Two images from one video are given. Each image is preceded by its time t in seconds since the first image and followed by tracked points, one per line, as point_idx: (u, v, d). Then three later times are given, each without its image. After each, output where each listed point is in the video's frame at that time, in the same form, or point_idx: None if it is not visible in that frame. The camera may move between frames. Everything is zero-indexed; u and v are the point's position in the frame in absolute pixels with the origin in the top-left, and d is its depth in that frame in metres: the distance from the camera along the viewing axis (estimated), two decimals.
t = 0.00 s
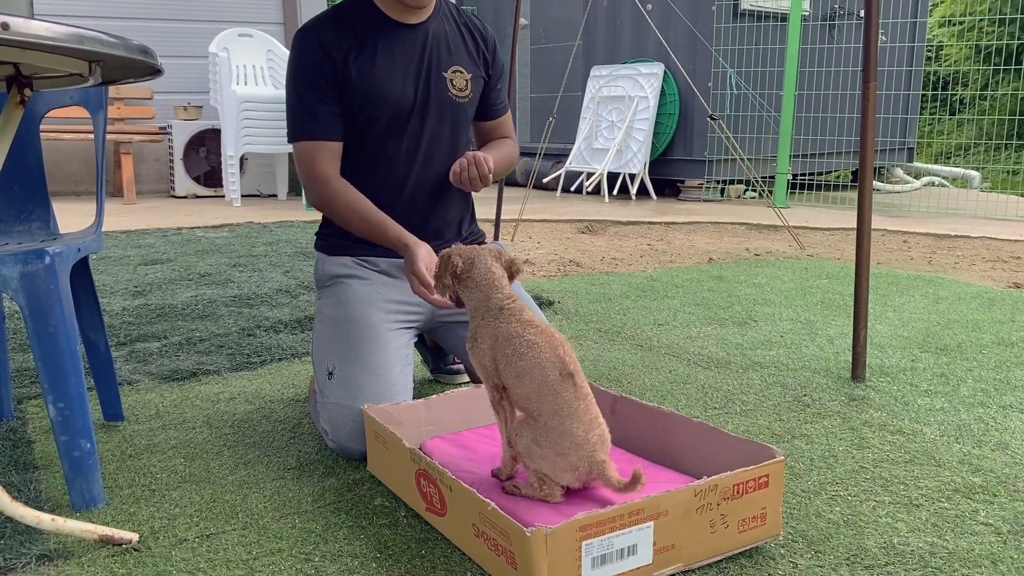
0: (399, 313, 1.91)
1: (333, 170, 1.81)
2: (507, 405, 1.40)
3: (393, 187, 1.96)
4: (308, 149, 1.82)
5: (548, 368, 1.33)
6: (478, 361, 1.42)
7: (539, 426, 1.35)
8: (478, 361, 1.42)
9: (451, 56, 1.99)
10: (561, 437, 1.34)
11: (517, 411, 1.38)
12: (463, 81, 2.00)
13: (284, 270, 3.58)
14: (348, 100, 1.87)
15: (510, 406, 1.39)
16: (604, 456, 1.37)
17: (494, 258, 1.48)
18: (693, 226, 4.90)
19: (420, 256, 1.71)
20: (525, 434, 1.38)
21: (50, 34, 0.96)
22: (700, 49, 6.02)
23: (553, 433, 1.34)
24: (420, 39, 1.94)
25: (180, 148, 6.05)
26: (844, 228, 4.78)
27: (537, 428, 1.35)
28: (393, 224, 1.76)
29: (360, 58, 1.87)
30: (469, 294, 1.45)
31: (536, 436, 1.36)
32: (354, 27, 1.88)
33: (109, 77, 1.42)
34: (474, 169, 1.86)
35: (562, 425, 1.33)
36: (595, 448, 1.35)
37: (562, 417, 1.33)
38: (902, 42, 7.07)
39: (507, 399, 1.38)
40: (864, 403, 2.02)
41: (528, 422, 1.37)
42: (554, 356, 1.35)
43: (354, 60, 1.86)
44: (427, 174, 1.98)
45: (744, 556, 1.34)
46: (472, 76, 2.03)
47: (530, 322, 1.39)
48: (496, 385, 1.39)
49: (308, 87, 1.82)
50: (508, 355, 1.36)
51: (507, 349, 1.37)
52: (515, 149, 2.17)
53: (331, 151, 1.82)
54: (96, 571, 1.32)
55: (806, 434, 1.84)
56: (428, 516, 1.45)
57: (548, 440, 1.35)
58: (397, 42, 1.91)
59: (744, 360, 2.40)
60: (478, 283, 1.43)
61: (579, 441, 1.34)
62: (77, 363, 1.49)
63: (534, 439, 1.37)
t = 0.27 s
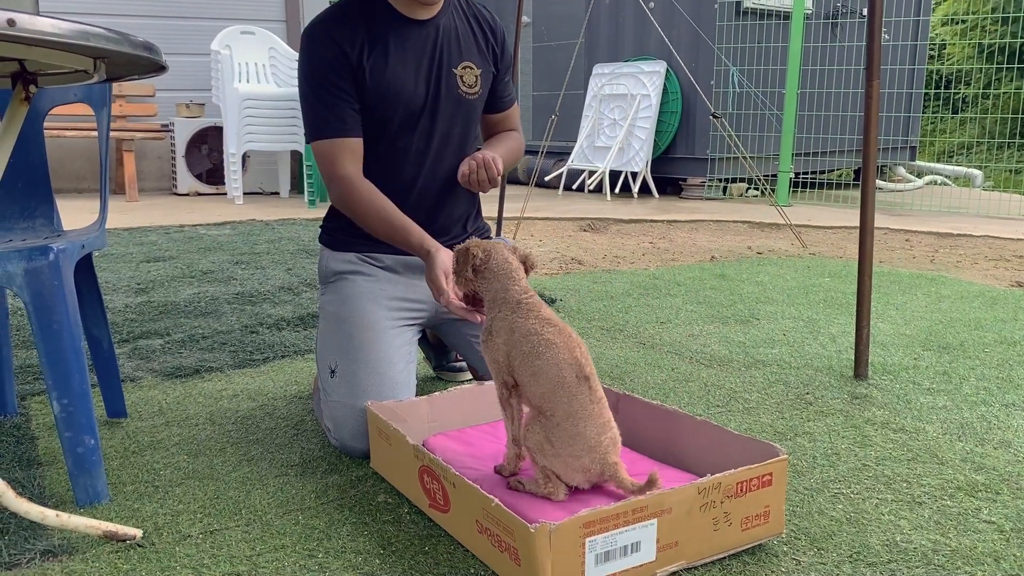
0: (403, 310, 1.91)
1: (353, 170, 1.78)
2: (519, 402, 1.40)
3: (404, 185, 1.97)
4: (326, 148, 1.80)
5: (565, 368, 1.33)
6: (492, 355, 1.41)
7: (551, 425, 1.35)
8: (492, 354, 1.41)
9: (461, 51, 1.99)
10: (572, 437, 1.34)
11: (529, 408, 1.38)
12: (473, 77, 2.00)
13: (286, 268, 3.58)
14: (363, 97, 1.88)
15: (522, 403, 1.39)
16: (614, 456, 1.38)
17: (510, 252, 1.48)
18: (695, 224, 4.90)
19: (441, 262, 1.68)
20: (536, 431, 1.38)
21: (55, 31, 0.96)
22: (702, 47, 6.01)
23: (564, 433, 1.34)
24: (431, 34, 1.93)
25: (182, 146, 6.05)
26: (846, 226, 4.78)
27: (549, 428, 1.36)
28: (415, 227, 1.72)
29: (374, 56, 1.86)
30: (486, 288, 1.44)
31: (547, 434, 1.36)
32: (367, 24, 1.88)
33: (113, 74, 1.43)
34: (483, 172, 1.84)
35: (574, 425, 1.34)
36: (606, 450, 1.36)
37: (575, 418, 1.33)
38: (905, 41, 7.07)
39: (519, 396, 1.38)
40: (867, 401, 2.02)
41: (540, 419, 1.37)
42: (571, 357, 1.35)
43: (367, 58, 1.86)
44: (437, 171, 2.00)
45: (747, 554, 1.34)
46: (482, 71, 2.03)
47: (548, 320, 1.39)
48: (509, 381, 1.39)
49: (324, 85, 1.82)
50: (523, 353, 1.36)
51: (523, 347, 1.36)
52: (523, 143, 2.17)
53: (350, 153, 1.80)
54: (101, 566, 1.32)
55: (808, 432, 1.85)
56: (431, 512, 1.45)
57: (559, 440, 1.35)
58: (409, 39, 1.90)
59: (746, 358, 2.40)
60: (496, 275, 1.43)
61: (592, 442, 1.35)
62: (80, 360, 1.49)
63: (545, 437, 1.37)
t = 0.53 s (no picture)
0: (405, 308, 1.92)
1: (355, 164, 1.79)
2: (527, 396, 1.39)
3: (405, 183, 1.97)
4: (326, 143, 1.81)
5: (577, 367, 1.34)
6: (504, 347, 1.40)
7: (559, 422, 1.35)
8: (505, 346, 1.40)
9: (463, 50, 1.99)
10: (579, 436, 1.35)
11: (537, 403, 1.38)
12: (476, 75, 2.00)
13: (288, 265, 3.58)
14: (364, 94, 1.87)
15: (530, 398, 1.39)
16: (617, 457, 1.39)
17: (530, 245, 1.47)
18: (697, 223, 4.90)
19: (449, 249, 1.63)
20: (543, 428, 1.37)
21: (60, 29, 0.96)
22: (705, 46, 6.00)
23: (572, 431, 1.35)
24: (433, 32, 1.94)
25: (184, 143, 6.06)
26: (848, 225, 4.77)
27: (557, 425, 1.35)
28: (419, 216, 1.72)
29: (376, 53, 1.86)
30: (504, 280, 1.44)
31: (553, 432, 1.36)
32: (369, 21, 1.88)
33: (117, 72, 1.43)
34: (485, 172, 1.84)
35: (582, 425, 1.34)
36: (611, 451, 1.37)
37: (584, 417, 1.34)
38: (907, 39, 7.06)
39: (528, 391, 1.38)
40: (869, 400, 2.02)
41: (547, 416, 1.37)
42: (585, 356, 1.35)
43: (369, 55, 1.86)
44: (439, 170, 2.00)
45: (749, 553, 1.34)
46: (484, 69, 2.03)
47: (563, 316, 1.39)
48: (519, 375, 1.39)
49: (325, 81, 1.81)
50: (537, 348, 1.36)
51: (538, 342, 1.36)
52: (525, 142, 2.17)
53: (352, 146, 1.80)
54: (104, 563, 1.33)
55: (811, 431, 1.85)
56: (434, 510, 1.45)
57: (565, 438, 1.35)
58: (411, 37, 1.91)
59: (748, 357, 2.40)
60: (515, 266, 1.43)
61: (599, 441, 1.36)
62: (84, 358, 1.49)
63: (551, 434, 1.37)
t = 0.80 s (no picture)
0: (405, 306, 1.92)
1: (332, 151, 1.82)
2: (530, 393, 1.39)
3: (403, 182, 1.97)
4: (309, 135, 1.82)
5: (582, 368, 1.34)
6: (509, 343, 1.40)
7: (561, 422, 1.35)
8: (510, 343, 1.40)
9: (460, 48, 1.99)
10: (581, 436, 1.35)
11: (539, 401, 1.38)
12: (473, 73, 2.00)
13: (289, 263, 3.58)
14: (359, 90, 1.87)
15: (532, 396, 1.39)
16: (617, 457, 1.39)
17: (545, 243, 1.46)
18: (698, 221, 4.89)
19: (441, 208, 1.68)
20: (545, 426, 1.37)
21: (59, 25, 0.96)
22: (706, 44, 5.99)
23: (575, 431, 1.35)
24: (430, 30, 1.94)
25: (185, 141, 6.06)
26: (850, 223, 4.76)
27: (559, 424, 1.35)
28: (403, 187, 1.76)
29: (371, 49, 1.87)
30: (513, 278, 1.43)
31: (555, 431, 1.36)
32: (365, 18, 1.88)
33: (117, 69, 1.43)
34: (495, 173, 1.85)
35: (585, 426, 1.34)
36: (612, 451, 1.37)
37: (587, 418, 1.34)
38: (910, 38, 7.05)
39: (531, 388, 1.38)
40: (869, 399, 2.02)
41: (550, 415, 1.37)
42: (589, 358, 1.35)
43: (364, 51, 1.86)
44: (437, 168, 1.99)
45: (748, 551, 1.34)
46: (482, 67, 2.03)
47: (570, 316, 1.38)
48: (523, 373, 1.38)
49: (319, 77, 1.82)
50: (542, 348, 1.35)
51: (542, 343, 1.35)
52: (525, 141, 2.16)
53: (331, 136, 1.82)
54: (104, 560, 1.33)
55: (811, 430, 1.84)
56: (433, 508, 1.45)
57: (566, 438, 1.35)
58: (407, 34, 1.91)
59: (749, 355, 2.40)
60: (526, 266, 1.41)
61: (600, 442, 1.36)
62: (84, 355, 1.49)
63: (553, 433, 1.36)
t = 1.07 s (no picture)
0: (406, 303, 1.91)
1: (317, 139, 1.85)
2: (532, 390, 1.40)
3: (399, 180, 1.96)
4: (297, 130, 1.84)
5: (582, 367, 1.34)
6: (512, 341, 1.40)
7: (562, 420, 1.35)
8: (512, 340, 1.40)
9: (456, 47, 1.98)
10: (582, 434, 1.35)
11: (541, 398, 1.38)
12: (469, 72, 1.99)
13: (291, 260, 3.58)
14: (351, 88, 1.87)
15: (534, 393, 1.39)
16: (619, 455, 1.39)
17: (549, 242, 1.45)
18: (700, 219, 4.89)
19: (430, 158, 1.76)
20: (547, 424, 1.38)
21: (63, 21, 0.96)
22: (709, 41, 5.99)
23: (575, 430, 1.35)
24: (425, 30, 1.94)
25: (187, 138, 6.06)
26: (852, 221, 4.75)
27: (560, 422, 1.36)
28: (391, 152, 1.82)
29: (364, 48, 1.87)
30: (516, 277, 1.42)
31: (557, 428, 1.36)
32: (360, 16, 1.88)
33: (120, 65, 1.43)
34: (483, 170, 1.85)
35: (586, 424, 1.34)
36: (615, 450, 1.37)
37: (588, 416, 1.34)
38: (913, 36, 7.04)
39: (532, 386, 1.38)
40: (871, 397, 2.02)
41: (551, 413, 1.37)
42: (591, 357, 1.35)
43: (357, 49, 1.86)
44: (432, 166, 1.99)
45: (750, 548, 1.34)
46: (479, 67, 2.02)
47: (573, 315, 1.38)
48: (525, 370, 1.39)
49: (311, 75, 1.82)
50: (542, 347, 1.35)
51: (543, 341, 1.35)
52: (525, 141, 2.15)
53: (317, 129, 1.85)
54: (107, 555, 1.33)
55: (813, 427, 1.84)
56: (436, 504, 1.45)
57: (567, 436, 1.36)
58: (402, 33, 1.91)
59: (751, 353, 2.40)
60: (529, 266, 1.41)
61: (602, 440, 1.36)
62: (87, 351, 1.50)
63: (554, 431, 1.37)
